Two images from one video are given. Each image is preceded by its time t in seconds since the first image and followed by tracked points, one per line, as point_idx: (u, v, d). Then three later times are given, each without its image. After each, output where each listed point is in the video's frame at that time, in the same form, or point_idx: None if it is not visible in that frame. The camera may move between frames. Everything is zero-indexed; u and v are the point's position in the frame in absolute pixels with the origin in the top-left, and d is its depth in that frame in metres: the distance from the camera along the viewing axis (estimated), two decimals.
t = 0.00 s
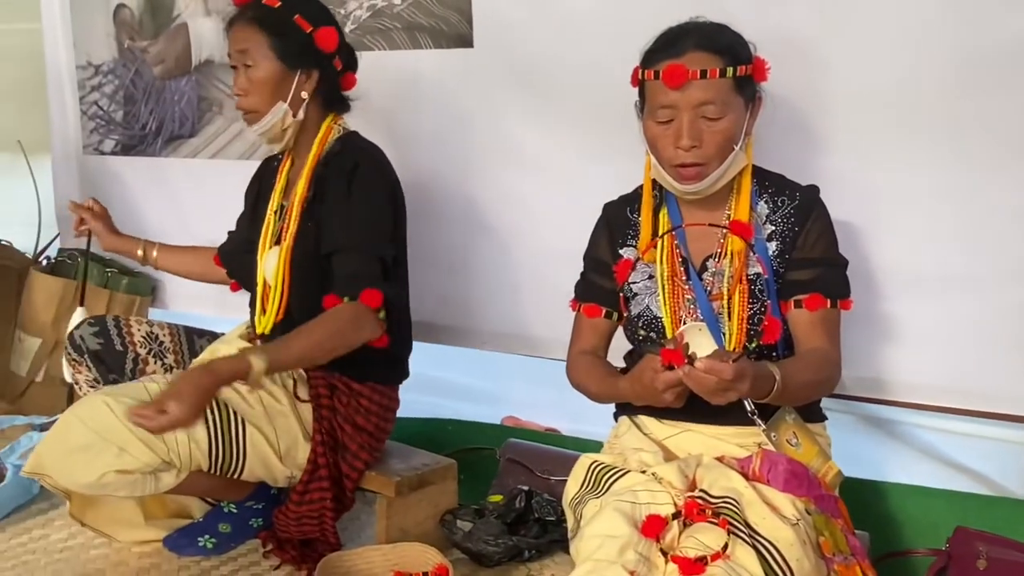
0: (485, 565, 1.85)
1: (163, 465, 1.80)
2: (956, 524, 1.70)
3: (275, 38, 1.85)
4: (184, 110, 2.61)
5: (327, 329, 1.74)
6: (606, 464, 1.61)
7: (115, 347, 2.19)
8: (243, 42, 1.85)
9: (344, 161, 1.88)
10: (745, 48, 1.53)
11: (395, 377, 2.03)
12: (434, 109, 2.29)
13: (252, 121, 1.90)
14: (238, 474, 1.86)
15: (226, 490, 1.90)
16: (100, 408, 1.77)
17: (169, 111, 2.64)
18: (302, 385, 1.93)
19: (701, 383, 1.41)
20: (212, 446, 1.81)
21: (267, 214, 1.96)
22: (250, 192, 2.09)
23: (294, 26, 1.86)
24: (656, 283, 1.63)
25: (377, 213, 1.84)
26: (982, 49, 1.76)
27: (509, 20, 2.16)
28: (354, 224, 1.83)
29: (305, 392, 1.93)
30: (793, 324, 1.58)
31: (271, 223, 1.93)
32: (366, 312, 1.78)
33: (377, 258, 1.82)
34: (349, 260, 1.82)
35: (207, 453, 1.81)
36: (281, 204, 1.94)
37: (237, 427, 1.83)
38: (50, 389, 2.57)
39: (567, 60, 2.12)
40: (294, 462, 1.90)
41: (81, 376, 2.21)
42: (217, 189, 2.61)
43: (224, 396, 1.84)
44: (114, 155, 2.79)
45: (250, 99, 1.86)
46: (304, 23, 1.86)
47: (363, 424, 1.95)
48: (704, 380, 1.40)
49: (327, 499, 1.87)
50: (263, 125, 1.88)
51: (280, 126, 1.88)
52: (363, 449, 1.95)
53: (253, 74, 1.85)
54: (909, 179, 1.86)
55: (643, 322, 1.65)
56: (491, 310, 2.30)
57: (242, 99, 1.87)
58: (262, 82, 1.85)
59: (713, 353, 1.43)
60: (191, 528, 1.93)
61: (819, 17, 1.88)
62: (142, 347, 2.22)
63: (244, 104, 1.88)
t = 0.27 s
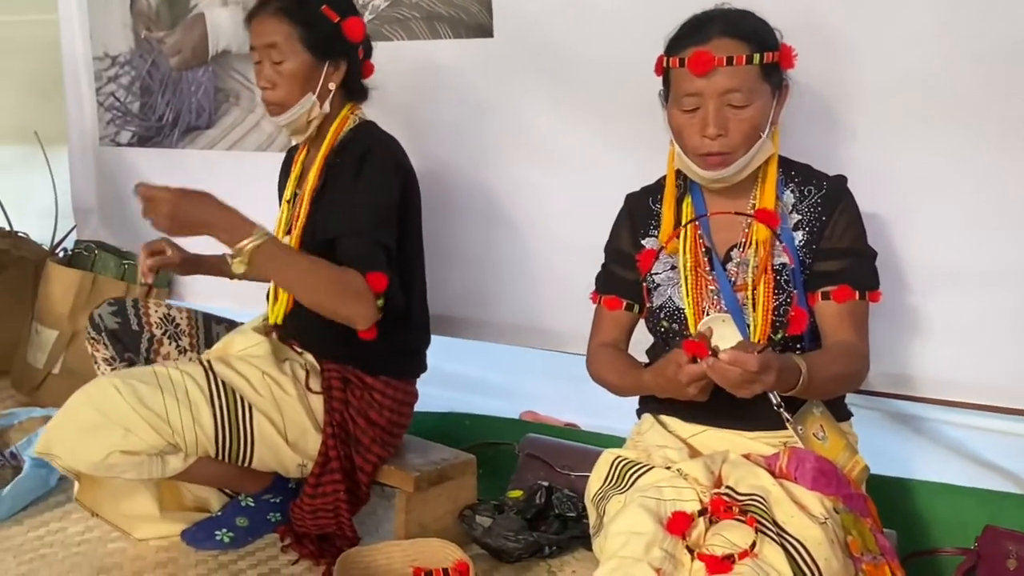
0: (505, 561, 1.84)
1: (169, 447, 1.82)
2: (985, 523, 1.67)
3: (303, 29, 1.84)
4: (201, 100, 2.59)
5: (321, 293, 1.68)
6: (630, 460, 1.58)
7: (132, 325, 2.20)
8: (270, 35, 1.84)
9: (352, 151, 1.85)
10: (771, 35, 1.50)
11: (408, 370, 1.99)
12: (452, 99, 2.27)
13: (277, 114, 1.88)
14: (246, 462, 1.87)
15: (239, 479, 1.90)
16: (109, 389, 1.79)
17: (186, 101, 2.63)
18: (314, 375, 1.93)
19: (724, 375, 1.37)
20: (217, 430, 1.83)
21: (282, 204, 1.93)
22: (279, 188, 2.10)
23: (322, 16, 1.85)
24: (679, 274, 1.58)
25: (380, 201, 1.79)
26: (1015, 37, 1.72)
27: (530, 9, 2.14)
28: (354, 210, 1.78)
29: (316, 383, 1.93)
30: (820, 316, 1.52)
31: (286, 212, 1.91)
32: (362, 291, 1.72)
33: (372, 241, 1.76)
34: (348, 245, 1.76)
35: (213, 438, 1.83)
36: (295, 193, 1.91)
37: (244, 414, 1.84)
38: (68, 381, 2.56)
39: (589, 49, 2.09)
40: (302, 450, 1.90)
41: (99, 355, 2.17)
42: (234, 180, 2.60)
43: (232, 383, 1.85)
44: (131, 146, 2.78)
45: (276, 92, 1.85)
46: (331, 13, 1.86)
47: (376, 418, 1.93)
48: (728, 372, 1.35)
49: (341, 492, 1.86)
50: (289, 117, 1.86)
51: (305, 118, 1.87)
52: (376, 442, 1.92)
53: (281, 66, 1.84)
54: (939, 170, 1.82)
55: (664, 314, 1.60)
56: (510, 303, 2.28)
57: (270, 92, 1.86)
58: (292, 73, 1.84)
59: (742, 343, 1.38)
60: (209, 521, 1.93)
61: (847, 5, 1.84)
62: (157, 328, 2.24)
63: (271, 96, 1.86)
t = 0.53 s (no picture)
0: (533, 566, 1.81)
1: (191, 436, 1.79)
2: None
3: (336, 25, 1.79)
4: (222, 94, 2.56)
5: (391, 297, 1.60)
6: (662, 467, 1.55)
7: (160, 305, 2.08)
8: (299, 34, 1.78)
9: (386, 147, 1.81)
10: (809, 31, 1.38)
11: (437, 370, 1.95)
12: (477, 94, 2.22)
13: (308, 113, 1.82)
14: (268, 457, 1.84)
15: (259, 475, 1.86)
16: (131, 375, 1.77)
17: (207, 95, 2.60)
18: (340, 371, 1.90)
19: (781, 399, 1.30)
20: (240, 420, 1.80)
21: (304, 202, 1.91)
22: (297, 186, 2.07)
23: (351, 12, 1.81)
24: (712, 279, 1.53)
25: (429, 200, 1.77)
26: None
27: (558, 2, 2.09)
28: (408, 209, 1.74)
29: (342, 378, 1.90)
30: (860, 323, 1.46)
31: (309, 211, 1.88)
32: (427, 291, 1.65)
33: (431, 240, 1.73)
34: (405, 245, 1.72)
35: (235, 428, 1.80)
36: (319, 191, 1.89)
37: (267, 405, 1.81)
38: (87, 378, 2.54)
39: (619, 44, 2.04)
40: (324, 445, 1.86)
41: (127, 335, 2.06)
42: (255, 176, 2.57)
43: (256, 373, 1.82)
44: (151, 141, 2.75)
45: (309, 91, 1.80)
46: (360, 9, 1.82)
47: (400, 417, 1.89)
48: (785, 396, 1.29)
49: (364, 491, 1.82)
50: (322, 115, 1.81)
51: (338, 116, 1.83)
52: (400, 441, 1.88)
53: (313, 66, 1.78)
54: (981, 169, 1.76)
55: (699, 320, 1.54)
56: (536, 302, 2.24)
57: (302, 92, 1.80)
58: (323, 73, 1.78)
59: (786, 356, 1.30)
60: (232, 521, 1.90)
61: None
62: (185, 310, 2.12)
63: (302, 98, 1.80)
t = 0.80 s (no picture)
0: None
1: (220, 440, 1.74)
2: None
3: (368, 18, 1.72)
4: (249, 86, 2.51)
5: (442, 306, 1.58)
6: (711, 478, 1.49)
7: (188, 302, 2.04)
8: (328, 28, 1.71)
9: (416, 145, 1.75)
10: (876, 28, 1.31)
11: (471, 372, 1.90)
12: (510, 88, 2.16)
13: (337, 108, 1.77)
14: (299, 461, 1.79)
15: (290, 481, 1.82)
16: (159, 378, 1.73)
17: (234, 88, 2.55)
18: (371, 374, 1.85)
19: (883, 429, 1.24)
20: (270, 424, 1.75)
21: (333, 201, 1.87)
22: (323, 182, 2.01)
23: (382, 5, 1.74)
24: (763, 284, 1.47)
25: (462, 197, 1.71)
26: None
27: None
28: (442, 209, 1.69)
29: (373, 381, 1.84)
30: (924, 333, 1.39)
31: (337, 210, 1.83)
32: (473, 293, 1.63)
33: (467, 241, 1.67)
34: (441, 247, 1.68)
35: (265, 432, 1.75)
36: (347, 189, 1.84)
37: (297, 408, 1.76)
38: (112, 374, 2.50)
39: (660, 37, 1.97)
40: (355, 450, 1.81)
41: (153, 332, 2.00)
42: (283, 170, 2.52)
43: (287, 377, 1.78)
44: (177, 134, 2.71)
45: (337, 86, 1.74)
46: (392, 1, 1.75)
47: (433, 421, 1.84)
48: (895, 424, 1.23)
49: (396, 497, 1.77)
50: (350, 113, 1.76)
51: (367, 111, 1.78)
52: (433, 445, 1.83)
53: (343, 60, 1.72)
54: None
55: (748, 325, 1.49)
56: (571, 302, 2.19)
57: (330, 87, 1.75)
58: (354, 68, 1.72)
59: (877, 384, 1.25)
60: (262, 525, 1.85)
61: None
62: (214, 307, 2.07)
63: (330, 92, 1.75)
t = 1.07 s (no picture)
0: None
1: (250, 444, 1.70)
2: None
3: (394, 11, 1.65)
4: (276, 79, 2.46)
5: (496, 314, 1.52)
6: (762, 491, 1.42)
7: (218, 297, 2.02)
8: (355, 23, 1.65)
9: (450, 143, 1.69)
10: (951, 21, 1.25)
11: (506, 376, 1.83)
12: (544, 81, 2.09)
13: (367, 108, 1.71)
14: (330, 466, 1.74)
15: (319, 486, 1.76)
16: (188, 380, 1.68)
17: (260, 80, 2.49)
18: (404, 377, 1.79)
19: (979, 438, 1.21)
20: (301, 428, 1.70)
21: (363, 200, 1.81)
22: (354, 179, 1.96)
23: None
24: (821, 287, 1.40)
25: (498, 198, 1.64)
26: None
27: None
28: (477, 209, 1.63)
29: (405, 384, 1.78)
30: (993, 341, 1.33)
31: (368, 210, 1.78)
32: (522, 294, 1.57)
33: (506, 242, 1.61)
34: (477, 250, 1.62)
35: (296, 437, 1.70)
36: (378, 189, 1.79)
37: (329, 412, 1.71)
38: (136, 371, 2.46)
39: (704, 30, 1.90)
40: (388, 455, 1.75)
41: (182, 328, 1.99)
42: (310, 164, 2.47)
43: (319, 381, 1.73)
44: (202, 127, 2.66)
45: (367, 84, 1.68)
46: None
47: (467, 426, 1.78)
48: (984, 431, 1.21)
49: (429, 503, 1.72)
50: (380, 112, 1.70)
51: (398, 108, 1.71)
52: (468, 450, 1.78)
53: (372, 56, 1.66)
54: None
55: (803, 331, 1.42)
56: (607, 301, 2.13)
57: (359, 84, 1.68)
58: (383, 63, 1.66)
59: (956, 391, 1.23)
60: (290, 530, 1.80)
61: None
62: (244, 304, 2.05)
63: (359, 90, 1.68)
